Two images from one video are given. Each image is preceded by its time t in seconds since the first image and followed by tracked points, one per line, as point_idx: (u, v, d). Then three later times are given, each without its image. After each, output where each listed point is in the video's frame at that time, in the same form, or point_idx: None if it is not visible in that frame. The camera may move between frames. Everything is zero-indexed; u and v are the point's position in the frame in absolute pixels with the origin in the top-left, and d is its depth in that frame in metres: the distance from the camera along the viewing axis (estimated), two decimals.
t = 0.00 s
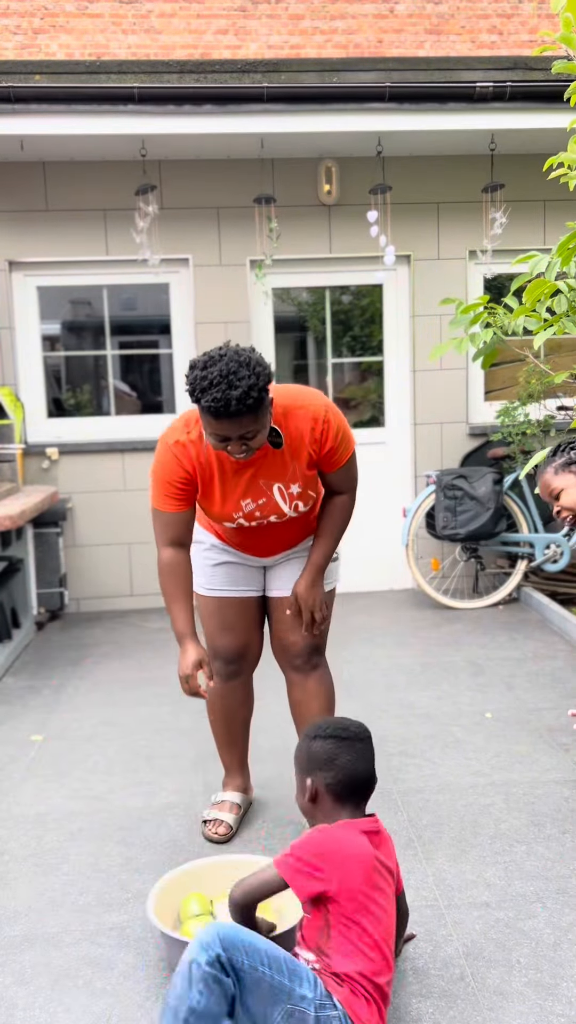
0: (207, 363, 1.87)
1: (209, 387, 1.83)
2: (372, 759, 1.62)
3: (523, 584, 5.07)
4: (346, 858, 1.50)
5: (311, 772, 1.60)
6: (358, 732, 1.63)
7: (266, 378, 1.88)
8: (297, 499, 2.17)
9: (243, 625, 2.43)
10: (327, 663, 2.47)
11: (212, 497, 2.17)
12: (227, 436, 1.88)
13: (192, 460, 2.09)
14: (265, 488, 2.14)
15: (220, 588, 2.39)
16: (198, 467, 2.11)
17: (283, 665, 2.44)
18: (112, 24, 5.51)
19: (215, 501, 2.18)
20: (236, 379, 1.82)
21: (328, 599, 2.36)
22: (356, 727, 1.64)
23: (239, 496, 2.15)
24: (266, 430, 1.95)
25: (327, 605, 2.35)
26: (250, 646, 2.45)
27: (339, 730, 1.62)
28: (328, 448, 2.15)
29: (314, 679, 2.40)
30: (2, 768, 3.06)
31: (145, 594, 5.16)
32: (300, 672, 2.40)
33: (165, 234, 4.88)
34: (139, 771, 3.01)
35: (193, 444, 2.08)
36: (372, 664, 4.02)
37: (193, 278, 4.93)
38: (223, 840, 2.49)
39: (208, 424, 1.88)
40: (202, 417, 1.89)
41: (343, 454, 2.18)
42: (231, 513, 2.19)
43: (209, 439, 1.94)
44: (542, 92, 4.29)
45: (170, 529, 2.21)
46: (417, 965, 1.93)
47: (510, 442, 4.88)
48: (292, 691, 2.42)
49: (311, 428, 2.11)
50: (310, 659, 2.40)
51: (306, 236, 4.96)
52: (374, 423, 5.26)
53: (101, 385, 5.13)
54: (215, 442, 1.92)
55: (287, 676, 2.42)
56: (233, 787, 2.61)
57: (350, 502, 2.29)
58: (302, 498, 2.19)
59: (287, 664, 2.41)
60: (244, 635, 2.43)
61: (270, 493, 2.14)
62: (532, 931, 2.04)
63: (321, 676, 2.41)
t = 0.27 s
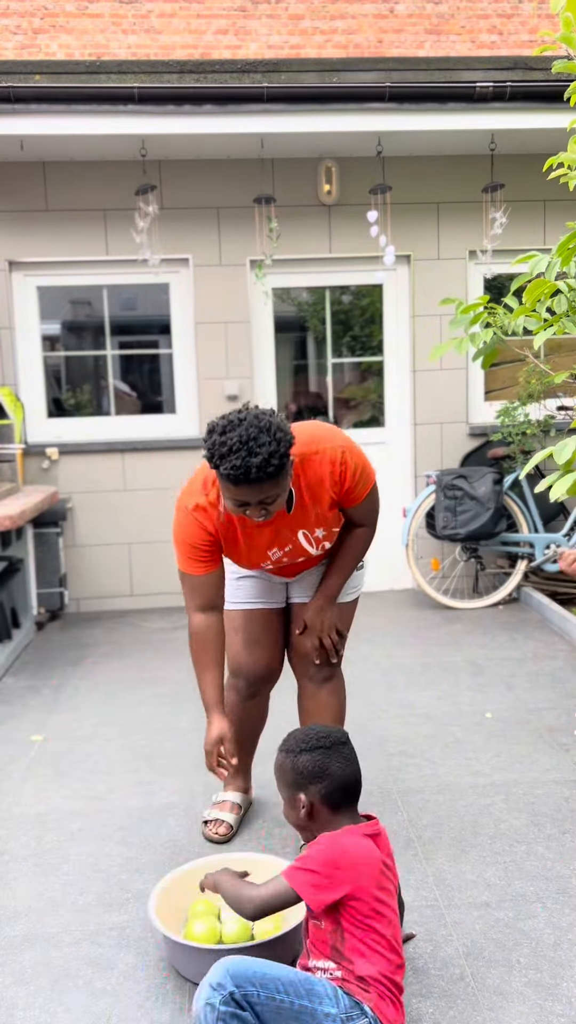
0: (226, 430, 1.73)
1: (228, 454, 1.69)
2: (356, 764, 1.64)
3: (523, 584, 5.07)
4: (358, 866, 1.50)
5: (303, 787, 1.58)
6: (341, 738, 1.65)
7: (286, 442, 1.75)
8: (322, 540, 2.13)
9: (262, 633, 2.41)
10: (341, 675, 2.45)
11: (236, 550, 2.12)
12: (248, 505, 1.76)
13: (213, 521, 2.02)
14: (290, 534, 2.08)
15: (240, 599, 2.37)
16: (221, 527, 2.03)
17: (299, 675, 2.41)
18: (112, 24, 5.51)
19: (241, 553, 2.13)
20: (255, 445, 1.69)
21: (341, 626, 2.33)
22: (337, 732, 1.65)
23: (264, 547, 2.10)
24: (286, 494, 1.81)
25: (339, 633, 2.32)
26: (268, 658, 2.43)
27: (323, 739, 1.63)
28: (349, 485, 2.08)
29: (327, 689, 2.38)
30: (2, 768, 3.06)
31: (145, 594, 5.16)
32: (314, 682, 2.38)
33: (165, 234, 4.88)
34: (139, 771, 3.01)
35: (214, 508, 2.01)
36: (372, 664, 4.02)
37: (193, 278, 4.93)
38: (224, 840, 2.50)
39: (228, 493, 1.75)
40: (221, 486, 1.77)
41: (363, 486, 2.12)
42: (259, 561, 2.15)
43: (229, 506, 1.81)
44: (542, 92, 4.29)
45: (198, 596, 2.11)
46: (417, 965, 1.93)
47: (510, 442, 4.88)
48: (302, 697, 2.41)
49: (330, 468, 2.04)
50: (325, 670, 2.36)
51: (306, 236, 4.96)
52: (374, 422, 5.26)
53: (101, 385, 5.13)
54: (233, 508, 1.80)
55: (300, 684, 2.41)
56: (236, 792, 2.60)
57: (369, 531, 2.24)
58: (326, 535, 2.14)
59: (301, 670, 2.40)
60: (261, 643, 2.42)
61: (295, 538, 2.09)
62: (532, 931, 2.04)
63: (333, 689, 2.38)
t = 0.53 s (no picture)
0: (220, 498, 1.74)
1: (227, 523, 1.68)
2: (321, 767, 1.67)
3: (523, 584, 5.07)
4: (270, 852, 1.49)
5: (260, 785, 1.64)
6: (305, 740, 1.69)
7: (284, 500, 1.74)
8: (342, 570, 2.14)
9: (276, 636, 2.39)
10: (349, 675, 2.47)
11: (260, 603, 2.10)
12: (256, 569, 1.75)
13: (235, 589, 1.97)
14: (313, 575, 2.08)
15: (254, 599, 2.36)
16: (242, 590, 2.00)
17: (309, 676, 2.42)
18: (112, 24, 5.51)
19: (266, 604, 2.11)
20: (249, 509, 1.68)
21: (357, 631, 2.36)
22: (300, 736, 1.70)
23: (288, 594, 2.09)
24: (293, 551, 1.80)
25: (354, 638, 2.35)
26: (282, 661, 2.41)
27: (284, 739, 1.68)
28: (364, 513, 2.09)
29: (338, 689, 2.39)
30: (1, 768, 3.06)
31: (145, 594, 5.16)
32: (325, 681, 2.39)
33: (165, 234, 4.88)
34: (140, 771, 3.01)
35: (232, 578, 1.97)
36: (372, 664, 4.02)
37: (193, 278, 4.93)
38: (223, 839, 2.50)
39: (235, 557, 1.74)
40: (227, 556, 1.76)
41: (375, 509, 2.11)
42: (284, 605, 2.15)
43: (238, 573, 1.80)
44: (542, 92, 4.29)
45: (223, 663, 2.03)
46: (417, 965, 1.93)
47: (510, 442, 4.88)
48: (312, 697, 2.40)
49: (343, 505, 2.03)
50: (337, 672, 2.38)
51: (306, 236, 4.96)
52: (374, 422, 5.26)
53: (102, 385, 5.13)
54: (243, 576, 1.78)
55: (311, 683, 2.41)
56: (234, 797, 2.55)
57: (387, 546, 2.25)
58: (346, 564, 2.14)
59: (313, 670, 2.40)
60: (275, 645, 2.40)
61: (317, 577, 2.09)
62: (532, 931, 2.04)
63: (344, 691, 2.40)
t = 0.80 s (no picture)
0: (220, 469, 1.74)
1: (226, 488, 1.69)
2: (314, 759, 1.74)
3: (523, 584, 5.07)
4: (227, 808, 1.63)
5: (252, 770, 1.73)
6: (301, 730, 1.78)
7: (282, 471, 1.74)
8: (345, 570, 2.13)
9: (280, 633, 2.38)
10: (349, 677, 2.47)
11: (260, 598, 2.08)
12: (257, 540, 1.73)
13: (235, 581, 1.96)
14: (314, 573, 2.07)
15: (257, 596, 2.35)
16: (242, 583, 1.99)
17: (310, 676, 2.41)
18: (112, 24, 5.51)
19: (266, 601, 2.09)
20: (251, 473, 1.69)
21: (358, 632, 2.37)
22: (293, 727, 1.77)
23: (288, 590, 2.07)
24: (294, 529, 1.79)
25: (356, 640, 2.35)
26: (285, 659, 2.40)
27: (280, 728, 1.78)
28: (367, 514, 2.08)
29: (340, 688, 2.39)
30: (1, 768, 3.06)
31: (145, 595, 5.16)
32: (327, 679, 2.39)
33: (165, 234, 4.88)
34: (139, 771, 3.01)
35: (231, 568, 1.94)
36: (372, 664, 4.02)
37: (193, 278, 4.93)
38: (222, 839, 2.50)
39: (235, 530, 1.72)
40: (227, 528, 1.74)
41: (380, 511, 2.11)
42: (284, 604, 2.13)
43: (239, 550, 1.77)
44: (543, 92, 4.29)
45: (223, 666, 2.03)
46: (417, 965, 1.93)
47: (510, 443, 4.88)
48: (312, 696, 2.40)
49: (347, 504, 2.02)
50: (338, 673, 2.38)
51: (306, 236, 4.96)
52: (374, 423, 5.26)
53: (101, 385, 5.12)
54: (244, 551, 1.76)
55: (312, 681, 2.41)
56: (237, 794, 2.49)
57: (391, 550, 2.25)
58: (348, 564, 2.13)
59: (315, 669, 2.40)
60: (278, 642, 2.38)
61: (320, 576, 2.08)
62: (532, 931, 2.04)
63: (345, 691, 2.40)
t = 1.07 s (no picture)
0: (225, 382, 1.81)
1: (231, 393, 1.75)
2: (322, 786, 1.63)
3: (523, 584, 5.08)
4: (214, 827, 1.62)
5: (259, 775, 1.66)
6: (320, 756, 1.65)
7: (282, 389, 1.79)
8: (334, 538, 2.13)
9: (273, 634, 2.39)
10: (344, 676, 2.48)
11: (246, 553, 2.10)
12: (255, 451, 1.76)
13: (222, 522, 2.01)
14: (301, 535, 2.08)
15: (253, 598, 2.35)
16: (229, 529, 2.03)
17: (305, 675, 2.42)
18: (112, 24, 5.51)
19: (252, 557, 2.12)
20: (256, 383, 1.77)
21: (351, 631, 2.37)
22: (310, 747, 1.65)
23: (275, 547, 2.09)
24: (290, 454, 1.83)
25: (349, 639, 2.35)
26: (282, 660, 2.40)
27: (299, 746, 1.65)
28: (358, 485, 2.10)
29: (333, 687, 2.39)
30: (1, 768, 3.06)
31: (145, 595, 5.17)
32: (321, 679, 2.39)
33: (165, 234, 4.88)
34: (139, 771, 3.01)
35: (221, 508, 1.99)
36: (372, 664, 4.02)
37: (193, 278, 4.93)
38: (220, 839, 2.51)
39: (232, 437, 1.76)
40: (225, 439, 1.79)
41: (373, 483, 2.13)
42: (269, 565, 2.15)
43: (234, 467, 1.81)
44: (542, 92, 4.29)
45: (207, 607, 2.11)
46: (417, 965, 1.93)
47: (510, 442, 4.89)
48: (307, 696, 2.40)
49: (338, 469, 2.05)
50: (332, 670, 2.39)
51: (305, 236, 4.96)
52: (374, 422, 5.27)
53: (101, 385, 5.12)
54: (240, 466, 1.79)
55: (305, 682, 2.42)
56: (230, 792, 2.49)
57: (379, 533, 2.25)
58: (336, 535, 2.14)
59: (308, 668, 2.41)
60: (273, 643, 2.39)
61: (307, 540, 2.10)
62: (532, 931, 2.04)
63: (339, 689, 2.40)
